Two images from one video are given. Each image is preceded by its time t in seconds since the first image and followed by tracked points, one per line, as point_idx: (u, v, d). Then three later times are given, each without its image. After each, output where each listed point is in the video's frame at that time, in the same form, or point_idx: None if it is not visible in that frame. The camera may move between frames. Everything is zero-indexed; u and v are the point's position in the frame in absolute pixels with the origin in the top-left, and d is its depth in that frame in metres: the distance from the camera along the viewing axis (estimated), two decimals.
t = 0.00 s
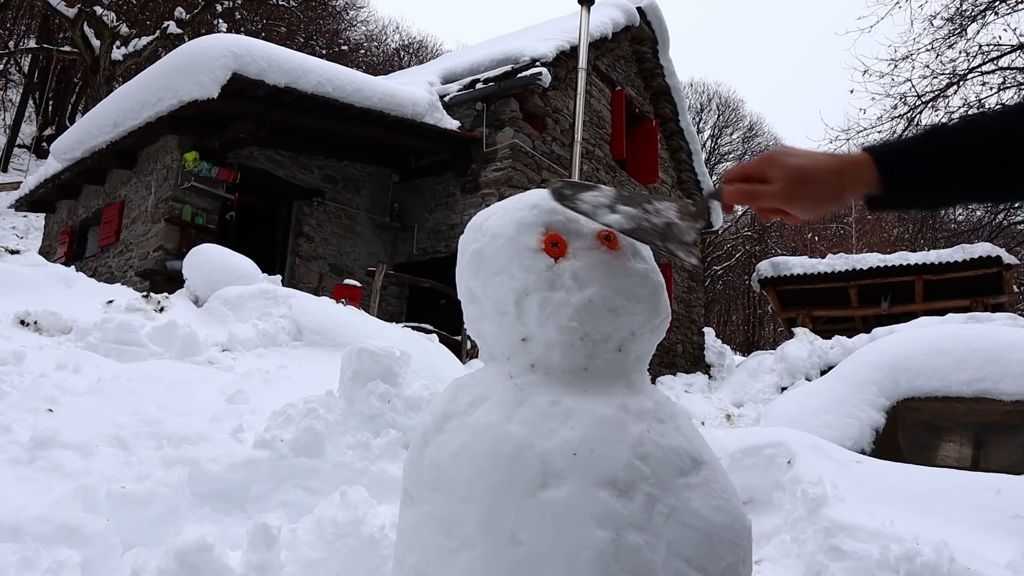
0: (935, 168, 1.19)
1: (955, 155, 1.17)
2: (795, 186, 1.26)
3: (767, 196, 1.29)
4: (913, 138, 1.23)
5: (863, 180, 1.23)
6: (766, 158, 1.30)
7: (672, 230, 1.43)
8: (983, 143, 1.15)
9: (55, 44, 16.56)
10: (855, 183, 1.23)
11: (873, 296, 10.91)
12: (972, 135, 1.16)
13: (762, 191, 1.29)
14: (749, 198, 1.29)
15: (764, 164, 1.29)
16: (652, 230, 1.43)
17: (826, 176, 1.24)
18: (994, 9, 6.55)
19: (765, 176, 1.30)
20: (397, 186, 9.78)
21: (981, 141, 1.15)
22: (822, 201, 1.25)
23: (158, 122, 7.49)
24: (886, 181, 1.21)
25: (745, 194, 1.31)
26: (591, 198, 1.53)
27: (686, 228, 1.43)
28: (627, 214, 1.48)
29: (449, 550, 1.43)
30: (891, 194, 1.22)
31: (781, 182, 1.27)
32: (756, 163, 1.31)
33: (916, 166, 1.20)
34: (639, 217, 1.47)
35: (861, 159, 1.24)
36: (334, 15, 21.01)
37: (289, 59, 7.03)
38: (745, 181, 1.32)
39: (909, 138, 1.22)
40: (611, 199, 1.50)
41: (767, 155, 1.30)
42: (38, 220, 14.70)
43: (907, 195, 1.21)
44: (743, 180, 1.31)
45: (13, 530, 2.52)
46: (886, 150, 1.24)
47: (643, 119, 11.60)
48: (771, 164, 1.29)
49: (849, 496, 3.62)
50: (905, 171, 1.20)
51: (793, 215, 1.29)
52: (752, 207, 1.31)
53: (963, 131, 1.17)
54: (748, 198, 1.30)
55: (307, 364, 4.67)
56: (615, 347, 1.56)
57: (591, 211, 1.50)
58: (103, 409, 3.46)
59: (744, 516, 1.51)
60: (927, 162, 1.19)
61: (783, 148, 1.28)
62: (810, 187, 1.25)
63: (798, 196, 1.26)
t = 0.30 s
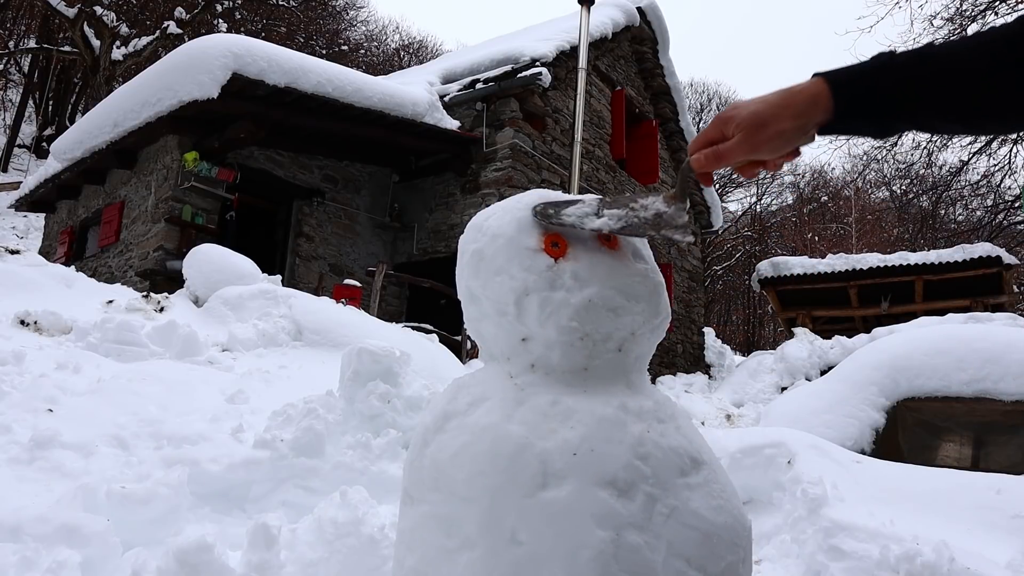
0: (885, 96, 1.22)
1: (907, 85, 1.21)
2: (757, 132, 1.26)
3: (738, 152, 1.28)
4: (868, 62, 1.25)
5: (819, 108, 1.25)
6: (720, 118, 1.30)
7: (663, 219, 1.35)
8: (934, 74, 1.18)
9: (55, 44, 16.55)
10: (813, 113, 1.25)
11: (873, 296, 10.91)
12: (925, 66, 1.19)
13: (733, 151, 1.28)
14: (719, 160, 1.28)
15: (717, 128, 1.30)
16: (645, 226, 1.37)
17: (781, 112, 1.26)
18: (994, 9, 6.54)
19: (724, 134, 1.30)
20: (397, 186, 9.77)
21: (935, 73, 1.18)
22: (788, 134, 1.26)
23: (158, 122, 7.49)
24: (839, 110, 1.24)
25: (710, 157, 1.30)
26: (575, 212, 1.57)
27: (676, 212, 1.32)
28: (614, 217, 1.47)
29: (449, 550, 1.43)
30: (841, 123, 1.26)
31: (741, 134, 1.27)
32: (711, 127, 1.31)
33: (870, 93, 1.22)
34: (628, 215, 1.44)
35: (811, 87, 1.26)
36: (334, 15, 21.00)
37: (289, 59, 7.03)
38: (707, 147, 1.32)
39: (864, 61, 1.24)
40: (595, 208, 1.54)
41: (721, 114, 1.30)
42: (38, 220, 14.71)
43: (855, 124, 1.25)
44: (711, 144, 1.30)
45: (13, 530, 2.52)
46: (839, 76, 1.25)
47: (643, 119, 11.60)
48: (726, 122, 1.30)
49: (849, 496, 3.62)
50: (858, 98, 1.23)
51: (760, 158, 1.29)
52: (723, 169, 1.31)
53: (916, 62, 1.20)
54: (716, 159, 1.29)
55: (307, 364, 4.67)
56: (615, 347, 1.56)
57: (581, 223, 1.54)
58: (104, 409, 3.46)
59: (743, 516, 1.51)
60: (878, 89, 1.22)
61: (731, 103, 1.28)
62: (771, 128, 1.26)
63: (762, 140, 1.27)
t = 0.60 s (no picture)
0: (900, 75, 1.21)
1: (918, 65, 1.20)
2: (770, 123, 1.26)
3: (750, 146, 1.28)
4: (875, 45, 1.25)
5: (830, 95, 1.24)
6: (732, 111, 1.30)
7: (679, 211, 1.31)
8: (943, 50, 1.19)
9: (55, 44, 16.56)
10: (825, 101, 1.24)
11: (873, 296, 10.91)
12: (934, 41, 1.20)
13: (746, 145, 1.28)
14: (734, 153, 1.28)
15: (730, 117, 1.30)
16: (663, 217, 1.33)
17: (794, 103, 1.25)
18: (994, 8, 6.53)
19: (736, 127, 1.30)
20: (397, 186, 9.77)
21: (942, 49, 1.19)
22: (801, 126, 1.26)
23: (158, 122, 7.49)
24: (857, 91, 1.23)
25: (724, 152, 1.30)
26: (592, 215, 1.53)
27: (692, 203, 1.29)
28: (628, 218, 1.43)
29: (449, 550, 1.43)
30: (857, 106, 1.25)
31: (754, 128, 1.26)
32: (723, 119, 1.30)
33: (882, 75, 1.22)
34: (643, 213, 1.40)
35: (821, 72, 1.25)
36: (334, 15, 21.00)
37: (289, 59, 7.03)
38: (720, 139, 1.31)
39: (869, 46, 1.24)
40: (612, 209, 1.49)
41: (732, 109, 1.30)
42: (38, 220, 14.71)
43: (872, 105, 1.24)
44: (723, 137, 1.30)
45: (13, 529, 2.52)
46: (849, 59, 1.24)
47: (643, 119, 11.60)
48: (738, 113, 1.29)
49: (849, 496, 3.62)
50: (874, 78, 1.22)
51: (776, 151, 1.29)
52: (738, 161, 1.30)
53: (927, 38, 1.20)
54: (731, 152, 1.29)
55: (307, 364, 4.67)
56: (615, 347, 1.55)
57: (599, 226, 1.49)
58: (104, 409, 3.46)
59: (744, 516, 1.51)
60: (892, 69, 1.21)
61: (742, 96, 1.28)
62: (783, 122, 1.26)
63: (775, 132, 1.26)
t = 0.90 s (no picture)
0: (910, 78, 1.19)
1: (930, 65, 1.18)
2: (785, 133, 1.24)
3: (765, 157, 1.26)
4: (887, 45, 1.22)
5: (845, 100, 1.22)
6: (745, 122, 1.28)
7: (698, 223, 1.29)
8: (954, 51, 1.16)
9: (55, 44, 16.56)
10: (840, 107, 1.23)
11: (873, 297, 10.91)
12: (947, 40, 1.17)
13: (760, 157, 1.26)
14: (750, 165, 1.25)
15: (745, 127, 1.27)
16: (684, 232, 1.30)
17: (809, 112, 1.23)
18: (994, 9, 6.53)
19: (751, 137, 1.28)
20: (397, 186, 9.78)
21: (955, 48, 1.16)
22: (816, 134, 1.24)
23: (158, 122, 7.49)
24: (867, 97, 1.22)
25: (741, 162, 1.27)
26: (611, 235, 1.52)
27: (710, 214, 1.27)
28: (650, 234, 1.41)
29: (449, 550, 1.43)
30: (870, 109, 1.23)
31: (771, 137, 1.24)
32: (737, 129, 1.28)
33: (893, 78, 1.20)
34: (662, 228, 1.38)
35: (834, 76, 1.23)
36: (334, 15, 21.01)
37: (289, 59, 7.04)
38: (735, 149, 1.29)
39: (881, 46, 1.22)
40: (632, 226, 1.48)
41: (746, 118, 1.28)
42: (38, 220, 14.72)
43: (884, 108, 1.22)
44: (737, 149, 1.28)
45: (13, 530, 2.52)
46: (860, 62, 1.23)
47: (643, 119, 11.60)
48: (752, 124, 1.27)
49: (849, 496, 3.62)
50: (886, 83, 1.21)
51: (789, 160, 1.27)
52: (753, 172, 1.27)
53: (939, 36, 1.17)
54: (746, 163, 1.26)
55: (307, 365, 4.67)
56: (615, 347, 1.55)
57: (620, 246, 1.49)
58: (104, 409, 3.46)
59: (743, 516, 1.51)
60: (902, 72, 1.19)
61: (755, 106, 1.26)
62: (798, 132, 1.24)
63: (791, 143, 1.24)
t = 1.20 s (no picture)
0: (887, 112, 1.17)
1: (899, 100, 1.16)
2: (755, 164, 1.21)
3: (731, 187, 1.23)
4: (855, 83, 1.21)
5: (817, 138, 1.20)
6: (716, 148, 1.25)
7: (654, 236, 1.45)
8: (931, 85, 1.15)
9: (55, 44, 16.55)
10: (812, 144, 1.20)
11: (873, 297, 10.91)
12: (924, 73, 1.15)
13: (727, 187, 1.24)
14: (716, 192, 1.23)
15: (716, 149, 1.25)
16: (638, 245, 1.46)
17: (781, 145, 1.20)
18: (995, 8, 6.53)
19: (721, 163, 1.25)
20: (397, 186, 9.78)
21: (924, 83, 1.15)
22: (787, 170, 1.21)
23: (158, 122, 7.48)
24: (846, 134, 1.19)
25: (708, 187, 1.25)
26: (569, 234, 1.53)
27: (666, 228, 1.43)
28: (608, 239, 1.50)
29: (449, 549, 1.43)
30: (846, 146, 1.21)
31: (739, 167, 1.21)
32: (707, 154, 1.25)
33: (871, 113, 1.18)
34: (619, 234, 1.50)
35: (808, 114, 1.21)
36: (334, 15, 20.98)
37: (289, 59, 7.04)
38: (703, 174, 1.27)
39: (852, 83, 1.20)
40: (589, 227, 1.53)
41: (718, 143, 1.25)
42: (39, 220, 14.72)
43: (860, 145, 1.20)
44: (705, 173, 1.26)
45: (13, 530, 2.52)
46: (835, 99, 1.20)
47: (643, 119, 11.61)
48: (723, 150, 1.24)
49: (849, 496, 3.62)
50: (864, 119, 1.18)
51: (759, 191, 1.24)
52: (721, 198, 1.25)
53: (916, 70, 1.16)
54: (713, 189, 1.24)
55: (308, 364, 4.67)
56: (615, 347, 1.55)
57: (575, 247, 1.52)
58: (104, 409, 3.46)
59: (743, 516, 1.50)
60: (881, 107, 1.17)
61: (728, 132, 1.23)
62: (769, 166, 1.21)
63: (759, 176, 1.21)
